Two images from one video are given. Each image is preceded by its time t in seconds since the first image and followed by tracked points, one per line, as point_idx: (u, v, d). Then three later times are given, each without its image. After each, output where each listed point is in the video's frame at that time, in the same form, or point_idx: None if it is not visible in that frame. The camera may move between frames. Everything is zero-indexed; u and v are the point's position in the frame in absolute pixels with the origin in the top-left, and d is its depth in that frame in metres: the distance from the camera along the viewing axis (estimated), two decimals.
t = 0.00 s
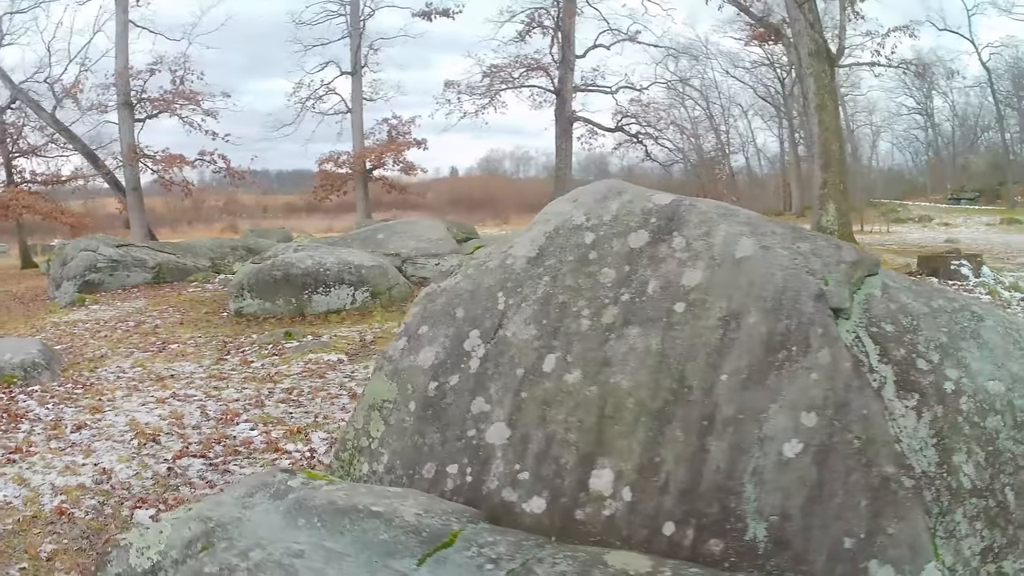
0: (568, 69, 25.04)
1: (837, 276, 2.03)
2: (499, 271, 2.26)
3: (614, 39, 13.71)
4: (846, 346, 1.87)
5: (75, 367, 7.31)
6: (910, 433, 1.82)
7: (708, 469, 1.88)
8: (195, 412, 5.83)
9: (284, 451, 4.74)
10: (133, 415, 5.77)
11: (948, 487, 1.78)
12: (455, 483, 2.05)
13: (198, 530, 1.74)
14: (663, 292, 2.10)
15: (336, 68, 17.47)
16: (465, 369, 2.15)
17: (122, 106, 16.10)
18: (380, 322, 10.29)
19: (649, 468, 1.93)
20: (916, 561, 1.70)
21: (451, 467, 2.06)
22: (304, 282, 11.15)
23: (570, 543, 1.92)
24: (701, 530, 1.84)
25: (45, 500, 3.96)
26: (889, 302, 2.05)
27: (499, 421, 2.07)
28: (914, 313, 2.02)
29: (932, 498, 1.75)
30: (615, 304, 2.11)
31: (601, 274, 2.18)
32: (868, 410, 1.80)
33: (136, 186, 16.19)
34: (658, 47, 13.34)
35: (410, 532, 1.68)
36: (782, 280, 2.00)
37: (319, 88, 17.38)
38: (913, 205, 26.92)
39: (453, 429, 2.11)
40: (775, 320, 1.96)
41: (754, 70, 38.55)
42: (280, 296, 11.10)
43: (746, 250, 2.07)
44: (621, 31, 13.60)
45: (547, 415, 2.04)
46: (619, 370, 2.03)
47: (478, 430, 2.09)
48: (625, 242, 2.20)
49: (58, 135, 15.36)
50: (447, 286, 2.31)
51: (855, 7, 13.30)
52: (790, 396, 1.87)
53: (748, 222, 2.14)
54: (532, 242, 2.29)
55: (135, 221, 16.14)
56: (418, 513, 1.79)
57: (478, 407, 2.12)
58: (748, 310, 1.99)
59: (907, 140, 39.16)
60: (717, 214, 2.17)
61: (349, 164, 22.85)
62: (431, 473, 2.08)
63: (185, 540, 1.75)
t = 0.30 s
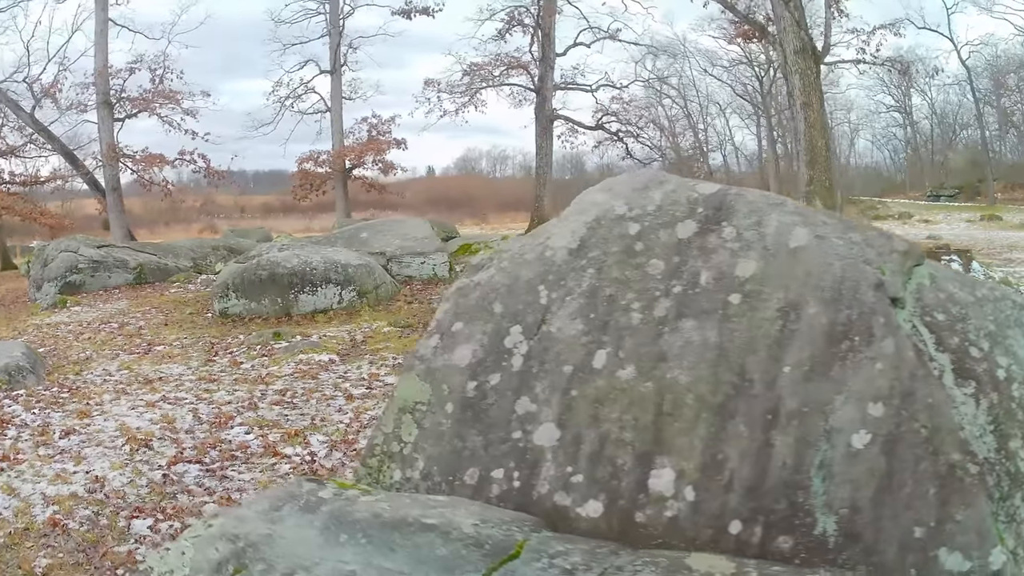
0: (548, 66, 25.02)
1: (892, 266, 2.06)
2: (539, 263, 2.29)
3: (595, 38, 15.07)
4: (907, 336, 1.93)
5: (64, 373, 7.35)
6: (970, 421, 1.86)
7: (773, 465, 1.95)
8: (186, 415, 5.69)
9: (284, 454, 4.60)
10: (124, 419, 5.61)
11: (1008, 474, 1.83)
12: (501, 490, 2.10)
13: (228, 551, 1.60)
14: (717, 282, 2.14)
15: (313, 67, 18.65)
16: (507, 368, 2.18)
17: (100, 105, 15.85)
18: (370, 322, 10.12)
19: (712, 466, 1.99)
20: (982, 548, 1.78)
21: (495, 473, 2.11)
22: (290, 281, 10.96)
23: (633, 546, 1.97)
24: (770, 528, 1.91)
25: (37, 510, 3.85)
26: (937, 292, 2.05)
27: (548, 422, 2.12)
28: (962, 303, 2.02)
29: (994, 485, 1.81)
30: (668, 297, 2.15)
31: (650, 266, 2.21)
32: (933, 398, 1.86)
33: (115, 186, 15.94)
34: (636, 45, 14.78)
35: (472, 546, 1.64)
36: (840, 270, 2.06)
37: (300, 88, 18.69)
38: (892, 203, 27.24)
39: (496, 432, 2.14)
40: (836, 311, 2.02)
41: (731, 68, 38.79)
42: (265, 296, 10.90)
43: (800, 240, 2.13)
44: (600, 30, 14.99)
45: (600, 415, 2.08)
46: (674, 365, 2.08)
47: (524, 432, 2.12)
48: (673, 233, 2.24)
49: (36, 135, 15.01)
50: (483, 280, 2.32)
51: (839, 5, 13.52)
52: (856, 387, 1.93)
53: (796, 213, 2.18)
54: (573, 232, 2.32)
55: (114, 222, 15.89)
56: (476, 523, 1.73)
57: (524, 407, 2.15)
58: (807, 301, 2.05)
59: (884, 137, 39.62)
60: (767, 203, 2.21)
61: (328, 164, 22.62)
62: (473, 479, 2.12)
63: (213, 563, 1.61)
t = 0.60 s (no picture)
0: (535, 65, 24.94)
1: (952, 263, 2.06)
2: (591, 262, 2.23)
3: (581, 36, 16.93)
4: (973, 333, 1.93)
5: (53, 378, 7.18)
6: None
7: (846, 467, 1.91)
8: (183, 421, 5.51)
9: (289, 462, 4.43)
10: (118, 426, 5.42)
11: None
12: (559, 503, 2.00)
13: None
14: (780, 280, 2.10)
15: (300, 68, 18.93)
16: (561, 373, 2.10)
17: (86, 104, 15.59)
18: (364, 323, 9.93)
19: (784, 470, 1.93)
20: None
21: (554, 486, 2.01)
22: (282, 282, 10.76)
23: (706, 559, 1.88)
24: (845, 531, 1.87)
25: (34, 524, 3.68)
26: (992, 289, 2.11)
27: (610, 429, 2.04)
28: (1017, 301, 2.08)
29: None
30: (731, 295, 2.11)
31: (710, 264, 2.17)
32: (1000, 396, 1.87)
33: (100, 186, 15.70)
34: (620, 43, 16.54)
35: (551, 567, 1.61)
36: (904, 268, 2.04)
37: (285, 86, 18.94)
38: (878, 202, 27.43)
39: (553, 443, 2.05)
40: (902, 309, 2.00)
41: (716, 68, 38.94)
42: (256, 298, 10.69)
43: (862, 237, 2.10)
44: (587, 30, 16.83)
45: (664, 421, 2.02)
46: (741, 366, 2.02)
47: (584, 441, 2.04)
48: (731, 229, 2.20)
49: (20, 135, 14.73)
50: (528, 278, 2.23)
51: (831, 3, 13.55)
52: (927, 386, 1.91)
53: (854, 207, 2.17)
54: (625, 230, 2.28)
55: (99, 223, 15.65)
56: (549, 545, 1.73)
57: (582, 414, 2.07)
58: (874, 299, 2.02)
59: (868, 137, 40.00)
60: (824, 200, 2.19)
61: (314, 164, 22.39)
62: (530, 492, 2.02)
63: None
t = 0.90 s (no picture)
0: (526, 66, 24.88)
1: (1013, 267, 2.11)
2: (650, 266, 2.26)
3: (572, 38, 18.50)
4: None
5: (48, 385, 7.04)
6: None
7: (913, 471, 2.00)
8: (186, 429, 5.39)
9: (300, 472, 4.31)
10: (119, 435, 5.28)
11: None
12: (627, 519, 2.04)
13: None
14: (843, 286, 2.17)
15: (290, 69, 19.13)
16: (628, 381, 2.14)
17: (75, 106, 15.42)
18: (363, 326, 9.82)
19: (854, 477, 2.01)
20: None
21: (621, 501, 2.05)
22: (279, 284, 10.60)
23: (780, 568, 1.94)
24: (914, 534, 1.96)
25: (38, 541, 3.55)
26: None
27: (677, 440, 2.09)
28: None
29: None
30: (796, 300, 2.17)
31: (772, 268, 2.22)
32: None
33: (91, 188, 15.56)
34: (608, 44, 18.07)
35: None
36: (963, 272, 2.11)
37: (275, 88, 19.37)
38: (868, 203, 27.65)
39: (618, 455, 2.09)
40: (963, 312, 2.07)
41: (704, 67, 39.01)
42: (253, 301, 10.54)
43: (920, 242, 2.17)
44: (578, 32, 18.37)
45: (733, 431, 2.07)
46: (810, 374, 2.09)
47: (651, 453, 2.08)
48: (792, 233, 2.26)
49: (8, 136, 14.48)
50: (579, 283, 2.27)
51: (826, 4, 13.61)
52: (989, 389, 2.01)
53: (909, 213, 2.24)
54: (686, 234, 2.31)
55: (89, 225, 15.49)
56: (636, 565, 1.74)
57: (649, 426, 2.11)
58: (936, 304, 2.09)
59: (857, 136, 40.35)
60: (880, 206, 2.26)
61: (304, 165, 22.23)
62: (595, 509, 2.06)
63: None
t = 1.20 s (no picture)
0: (517, 65, 24.83)
1: None
2: (716, 260, 2.42)
3: (563, 37, 19.01)
4: None
5: (45, 387, 6.88)
6: None
7: (980, 459, 2.19)
8: (190, 431, 5.26)
9: (312, 475, 4.17)
10: (121, 438, 5.15)
11: None
12: (705, 516, 2.22)
13: None
14: (908, 277, 2.33)
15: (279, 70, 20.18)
16: (704, 375, 2.30)
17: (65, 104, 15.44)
18: (363, 325, 9.71)
19: (926, 465, 2.19)
20: None
21: (699, 500, 2.23)
22: (276, 283, 10.44)
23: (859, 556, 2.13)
24: (982, 520, 2.16)
25: (43, 553, 3.42)
26: None
27: (756, 434, 2.26)
28: None
29: None
30: (865, 293, 2.33)
31: (839, 261, 2.37)
32: None
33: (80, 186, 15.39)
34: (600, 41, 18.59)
35: None
36: (1019, 264, 2.29)
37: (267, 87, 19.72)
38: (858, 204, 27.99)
39: (694, 451, 2.26)
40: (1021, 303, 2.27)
41: (693, 66, 39.00)
42: (250, 300, 10.40)
43: (979, 235, 2.33)
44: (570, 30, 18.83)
45: (811, 424, 2.24)
46: (882, 366, 2.26)
47: (728, 449, 2.25)
48: (854, 226, 2.42)
49: None
50: (644, 277, 2.41)
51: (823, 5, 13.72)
52: None
53: (966, 206, 2.39)
54: (749, 228, 2.46)
55: (78, 223, 15.28)
56: (735, 563, 1.94)
57: (725, 420, 2.28)
58: (996, 295, 2.28)
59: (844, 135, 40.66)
60: (938, 198, 2.41)
61: (295, 164, 22.04)
62: (671, 506, 2.23)
63: None
